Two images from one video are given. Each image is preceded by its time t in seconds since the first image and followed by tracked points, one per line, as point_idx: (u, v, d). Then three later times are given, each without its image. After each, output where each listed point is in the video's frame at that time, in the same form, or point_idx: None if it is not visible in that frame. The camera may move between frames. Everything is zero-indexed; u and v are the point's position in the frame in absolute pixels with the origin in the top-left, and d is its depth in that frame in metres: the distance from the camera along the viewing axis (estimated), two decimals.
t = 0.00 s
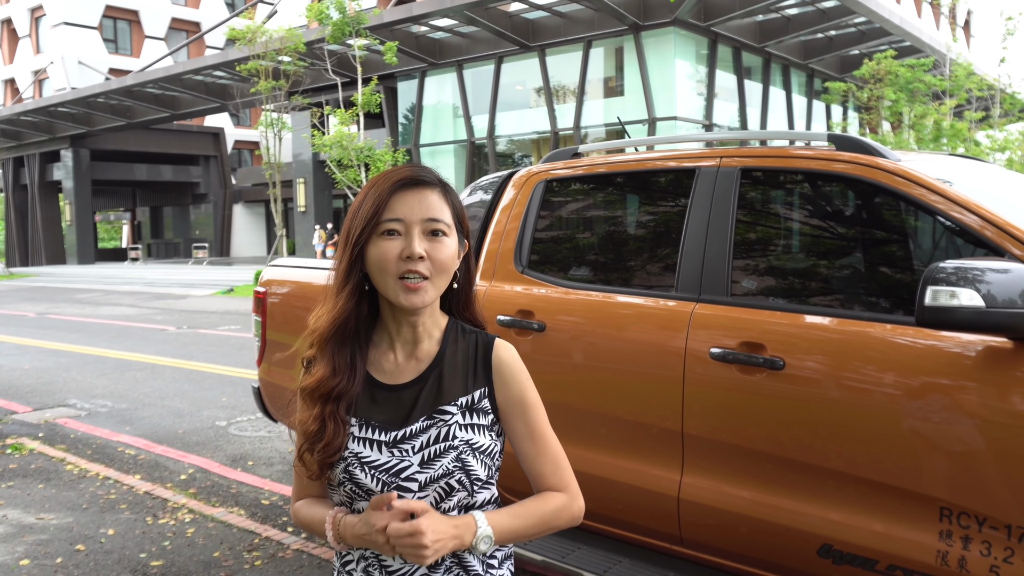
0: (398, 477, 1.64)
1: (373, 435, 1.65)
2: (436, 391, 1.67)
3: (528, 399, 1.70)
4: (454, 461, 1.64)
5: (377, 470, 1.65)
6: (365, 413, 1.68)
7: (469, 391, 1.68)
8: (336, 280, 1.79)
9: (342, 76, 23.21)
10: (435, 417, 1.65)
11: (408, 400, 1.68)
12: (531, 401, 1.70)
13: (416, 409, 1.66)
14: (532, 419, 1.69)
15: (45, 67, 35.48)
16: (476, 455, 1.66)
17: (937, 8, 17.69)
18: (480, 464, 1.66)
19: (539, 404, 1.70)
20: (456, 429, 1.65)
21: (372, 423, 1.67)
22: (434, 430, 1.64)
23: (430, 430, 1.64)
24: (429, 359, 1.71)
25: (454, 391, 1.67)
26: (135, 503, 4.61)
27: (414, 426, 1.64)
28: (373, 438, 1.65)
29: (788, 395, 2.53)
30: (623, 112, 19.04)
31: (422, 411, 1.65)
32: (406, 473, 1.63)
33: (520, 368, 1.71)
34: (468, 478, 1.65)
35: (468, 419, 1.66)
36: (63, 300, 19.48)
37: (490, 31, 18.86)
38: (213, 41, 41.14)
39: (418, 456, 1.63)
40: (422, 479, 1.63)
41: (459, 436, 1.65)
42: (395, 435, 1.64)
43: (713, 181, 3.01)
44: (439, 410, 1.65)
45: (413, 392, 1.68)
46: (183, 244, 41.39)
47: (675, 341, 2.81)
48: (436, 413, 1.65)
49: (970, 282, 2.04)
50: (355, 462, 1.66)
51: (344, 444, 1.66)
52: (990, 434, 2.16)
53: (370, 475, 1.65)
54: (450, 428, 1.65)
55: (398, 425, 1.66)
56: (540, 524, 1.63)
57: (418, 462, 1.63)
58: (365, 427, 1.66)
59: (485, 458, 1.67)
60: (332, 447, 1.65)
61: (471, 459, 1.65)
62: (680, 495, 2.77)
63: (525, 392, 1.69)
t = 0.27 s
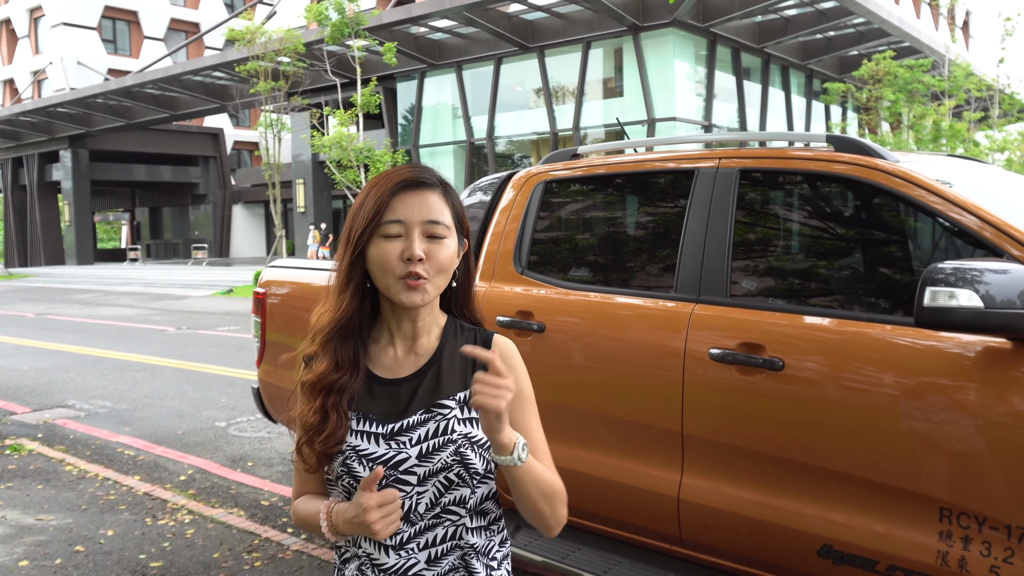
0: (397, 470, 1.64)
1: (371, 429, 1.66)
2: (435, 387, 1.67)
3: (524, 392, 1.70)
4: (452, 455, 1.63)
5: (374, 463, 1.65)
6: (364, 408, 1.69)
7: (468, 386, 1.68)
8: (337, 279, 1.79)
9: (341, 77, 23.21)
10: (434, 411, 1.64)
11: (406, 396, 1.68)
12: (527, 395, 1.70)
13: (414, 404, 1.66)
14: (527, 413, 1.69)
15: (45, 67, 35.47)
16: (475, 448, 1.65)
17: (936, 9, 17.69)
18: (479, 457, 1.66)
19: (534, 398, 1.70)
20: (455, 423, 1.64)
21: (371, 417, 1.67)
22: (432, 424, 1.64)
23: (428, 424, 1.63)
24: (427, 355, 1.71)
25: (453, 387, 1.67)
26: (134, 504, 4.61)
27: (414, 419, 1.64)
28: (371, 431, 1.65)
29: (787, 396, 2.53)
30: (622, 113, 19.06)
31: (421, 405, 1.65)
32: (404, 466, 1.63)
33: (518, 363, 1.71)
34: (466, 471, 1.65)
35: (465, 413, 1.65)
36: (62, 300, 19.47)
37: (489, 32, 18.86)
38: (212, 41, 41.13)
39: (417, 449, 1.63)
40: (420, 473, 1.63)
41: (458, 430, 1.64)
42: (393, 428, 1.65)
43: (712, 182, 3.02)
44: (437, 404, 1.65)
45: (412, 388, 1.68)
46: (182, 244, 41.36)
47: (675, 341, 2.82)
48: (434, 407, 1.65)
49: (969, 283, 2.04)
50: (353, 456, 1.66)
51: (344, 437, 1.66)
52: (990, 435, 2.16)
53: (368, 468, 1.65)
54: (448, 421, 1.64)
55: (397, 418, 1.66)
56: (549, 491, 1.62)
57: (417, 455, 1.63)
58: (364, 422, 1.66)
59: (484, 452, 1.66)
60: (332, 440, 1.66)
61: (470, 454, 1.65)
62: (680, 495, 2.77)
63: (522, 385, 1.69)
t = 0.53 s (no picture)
0: (399, 470, 1.64)
1: (372, 429, 1.66)
2: (437, 387, 1.67)
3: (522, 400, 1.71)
4: (454, 456, 1.64)
5: (377, 464, 1.65)
6: (367, 408, 1.69)
7: (470, 386, 1.68)
8: (339, 279, 1.79)
9: (341, 78, 23.24)
10: (436, 412, 1.65)
11: (408, 396, 1.68)
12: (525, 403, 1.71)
13: (416, 404, 1.66)
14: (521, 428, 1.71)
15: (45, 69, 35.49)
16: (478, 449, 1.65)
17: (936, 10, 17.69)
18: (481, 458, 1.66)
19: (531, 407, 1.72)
20: (457, 424, 1.64)
21: (372, 417, 1.67)
22: (434, 424, 1.64)
23: (430, 424, 1.64)
24: (429, 356, 1.71)
25: (454, 388, 1.67)
26: (134, 505, 4.60)
27: (415, 419, 1.64)
28: (372, 432, 1.66)
29: (787, 397, 2.53)
30: (622, 114, 19.07)
31: (423, 406, 1.66)
32: (407, 466, 1.63)
33: (519, 366, 1.71)
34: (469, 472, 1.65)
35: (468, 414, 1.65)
36: (62, 301, 19.46)
37: (489, 33, 18.89)
38: (213, 43, 41.16)
39: (419, 449, 1.63)
40: (423, 473, 1.64)
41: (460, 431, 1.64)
42: (395, 428, 1.65)
43: (712, 183, 3.02)
44: (439, 405, 1.65)
45: (414, 388, 1.68)
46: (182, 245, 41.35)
47: (675, 342, 2.82)
48: (436, 409, 1.65)
49: (968, 283, 2.04)
50: (356, 456, 1.66)
51: (346, 438, 1.66)
52: (991, 436, 2.16)
53: (371, 469, 1.65)
54: (450, 422, 1.64)
55: (399, 419, 1.66)
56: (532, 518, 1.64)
57: (419, 456, 1.63)
58: (366, 422, 1.67)
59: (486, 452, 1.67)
60: (335, 440, 1.66)
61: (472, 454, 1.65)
62: (680, 496, 2.77)
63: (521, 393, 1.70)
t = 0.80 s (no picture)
0: (403, 470, 1.64)
1: (375, 429, 1.66)
2: (440, 388, 1.67)
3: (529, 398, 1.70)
4: (458, 455, 1.63)
5: (381, 463, 1.65)
6: (370, 409, 1.69)
7: (473, 387, 1.68)
8: (342, 281, 1.79)
9: (343, 79, 23.26)
10: (440, 412, 1.65)
11: (411, 398, 1.68)
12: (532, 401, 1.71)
13: (419, 405, 1.66)
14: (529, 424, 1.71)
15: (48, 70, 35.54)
16: (482, 449, 1.65)
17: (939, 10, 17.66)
18: (485, 457, 1.65)
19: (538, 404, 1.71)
20: (461, 423, 1.64)
21: (375, 417, 1.67)
22: (438, 424, 1.63)
23: (435, 425, 1.64)
24: (432, 357, 1.71)
25: (457, 388, 1.67)
26: (136, 506, 4.61)
27: (420, 419, 1.64)
28: (375, 432, 1.65)
29: (788, 399, 2.53)
30: (624, 115, 19.04)
31: (426, 407, 1.66)
32: (411, 466, 1.63)
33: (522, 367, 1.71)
34: (473, 471, 1.64)
35: (472, 414, 1.65)
36: (65, 303, 19.48)
37: (491, 34, 18.90)
38: (215, 43, 41.21)
39: (423, 449, 1.63)
40: (427, 473, 1.64)
41: (464, 430, 1.64)
42: (399, 428, 1.65)
43: (714, 184, 3.02)
44: (443, 406, 1.65)
45: (417, 389, 1.68)
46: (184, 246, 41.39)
47: (676, 344, 2.81)
48: (440, 409, 1.65)
49: (969, 286, 2.03)
50: (360, 456, 1.66)
51: (350, 439, 1.66)
52: (991, 438, 2.16)
53: (375, 468, 1.65)
54: (454, 422, 1.64)
55: (403, 419, 1.66)
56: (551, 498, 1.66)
57: (423, 456, 1.63)
58: (369, 423, 1.66)
59: (490, 452, 1.66)
60: (339, 440, 1.66)
61: (476, 454, 1.65)
62: (680, 498, 2.77)
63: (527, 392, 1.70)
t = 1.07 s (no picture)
0: (407, 471, 1.64)
1: (379, 431, 1.66)
2: (444, 389, 1.67)
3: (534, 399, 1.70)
4: (462, 458, 1.64)
5: (385, 464, 1.65)
6: (374, 410, 1.69)
7: (478, 388, 1.68)
8: (346, 283, 1.80)
9: (345, 79, 23.28)
10: (444, 414, 1.65)
11: (415, 399, 1.68)
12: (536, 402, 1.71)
13: (423, 407, 1.66)
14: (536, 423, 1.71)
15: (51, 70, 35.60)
16: (485, 451, 1.65)
17: (941, 10, 17.63)
18: (489, 460, 1.66)
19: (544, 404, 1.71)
20: (465, 425, 1.64)
21: (379, 418, 1.67)
22: (442, 426, 1.64)
23: (439, 427, 1.64)
24: (437, 357, 1.71)
25: (462, 390, 1.67)
26: (139, 506, 4.61)
27: (423, 422, 1.64)
28: (379, 433, 1.66)
29: (790, 399, 2.53)
30: (626, 115, 19.02)
31: (430, 408, 1.66)
32: (415, 467, 1.63)
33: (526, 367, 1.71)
34: (476, 473, 1.64)
35: (476, 416, 1.66)
36: (67, 304, 19.48)
37: (493, 34, 18.90)
38: (217, 44, 41.25)
39: (427, 451, 1.63)
40: (431, 475, 1.64)
41: (468, 432, 1.64)
42: (403, 430, 1.65)
43: (716, 184, 3.01)
44: (447, 407, 1.65)
45: (422, 390, 1.68)
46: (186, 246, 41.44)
47: (678, 344, 2.81)
48: (444, 411, 1.65)
49: (972, 286, 2.03)
50: (364, 457, 1.66)
51: (354, 439, 1.66)
52: (995, 439, 2.15)
53: (378, 468, 1.66)
54: (459, 424, 1.64)
55: (406, 420, 1.66)
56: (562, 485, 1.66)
57: (427, 457, 1.63)
58: (373, 424, 1.66)
59: (494, 455, 1.66)
60: (343, 441, 1.66)
61: (480, 456, 1.65)
62: (683, 498, 2.77)
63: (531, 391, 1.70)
